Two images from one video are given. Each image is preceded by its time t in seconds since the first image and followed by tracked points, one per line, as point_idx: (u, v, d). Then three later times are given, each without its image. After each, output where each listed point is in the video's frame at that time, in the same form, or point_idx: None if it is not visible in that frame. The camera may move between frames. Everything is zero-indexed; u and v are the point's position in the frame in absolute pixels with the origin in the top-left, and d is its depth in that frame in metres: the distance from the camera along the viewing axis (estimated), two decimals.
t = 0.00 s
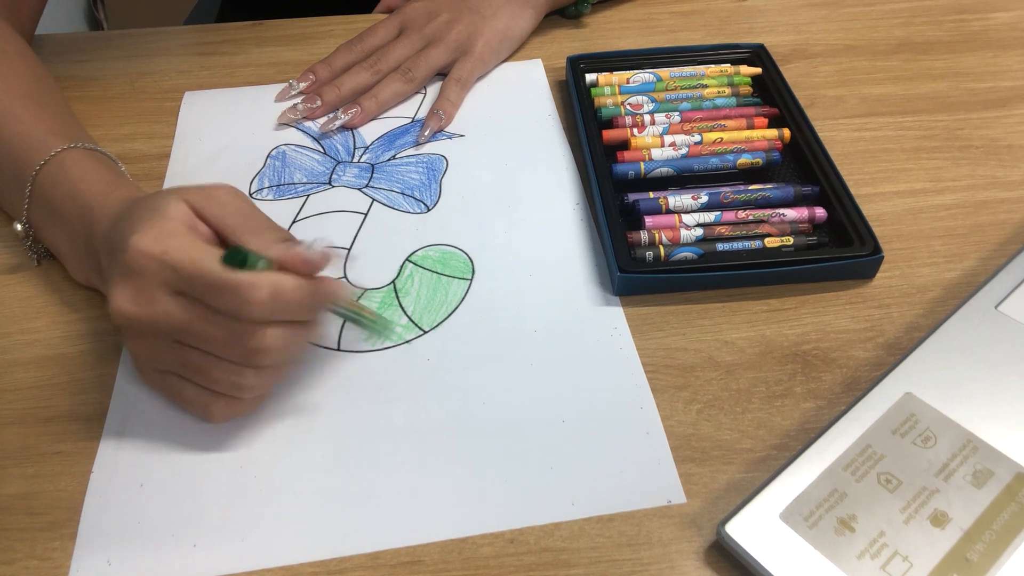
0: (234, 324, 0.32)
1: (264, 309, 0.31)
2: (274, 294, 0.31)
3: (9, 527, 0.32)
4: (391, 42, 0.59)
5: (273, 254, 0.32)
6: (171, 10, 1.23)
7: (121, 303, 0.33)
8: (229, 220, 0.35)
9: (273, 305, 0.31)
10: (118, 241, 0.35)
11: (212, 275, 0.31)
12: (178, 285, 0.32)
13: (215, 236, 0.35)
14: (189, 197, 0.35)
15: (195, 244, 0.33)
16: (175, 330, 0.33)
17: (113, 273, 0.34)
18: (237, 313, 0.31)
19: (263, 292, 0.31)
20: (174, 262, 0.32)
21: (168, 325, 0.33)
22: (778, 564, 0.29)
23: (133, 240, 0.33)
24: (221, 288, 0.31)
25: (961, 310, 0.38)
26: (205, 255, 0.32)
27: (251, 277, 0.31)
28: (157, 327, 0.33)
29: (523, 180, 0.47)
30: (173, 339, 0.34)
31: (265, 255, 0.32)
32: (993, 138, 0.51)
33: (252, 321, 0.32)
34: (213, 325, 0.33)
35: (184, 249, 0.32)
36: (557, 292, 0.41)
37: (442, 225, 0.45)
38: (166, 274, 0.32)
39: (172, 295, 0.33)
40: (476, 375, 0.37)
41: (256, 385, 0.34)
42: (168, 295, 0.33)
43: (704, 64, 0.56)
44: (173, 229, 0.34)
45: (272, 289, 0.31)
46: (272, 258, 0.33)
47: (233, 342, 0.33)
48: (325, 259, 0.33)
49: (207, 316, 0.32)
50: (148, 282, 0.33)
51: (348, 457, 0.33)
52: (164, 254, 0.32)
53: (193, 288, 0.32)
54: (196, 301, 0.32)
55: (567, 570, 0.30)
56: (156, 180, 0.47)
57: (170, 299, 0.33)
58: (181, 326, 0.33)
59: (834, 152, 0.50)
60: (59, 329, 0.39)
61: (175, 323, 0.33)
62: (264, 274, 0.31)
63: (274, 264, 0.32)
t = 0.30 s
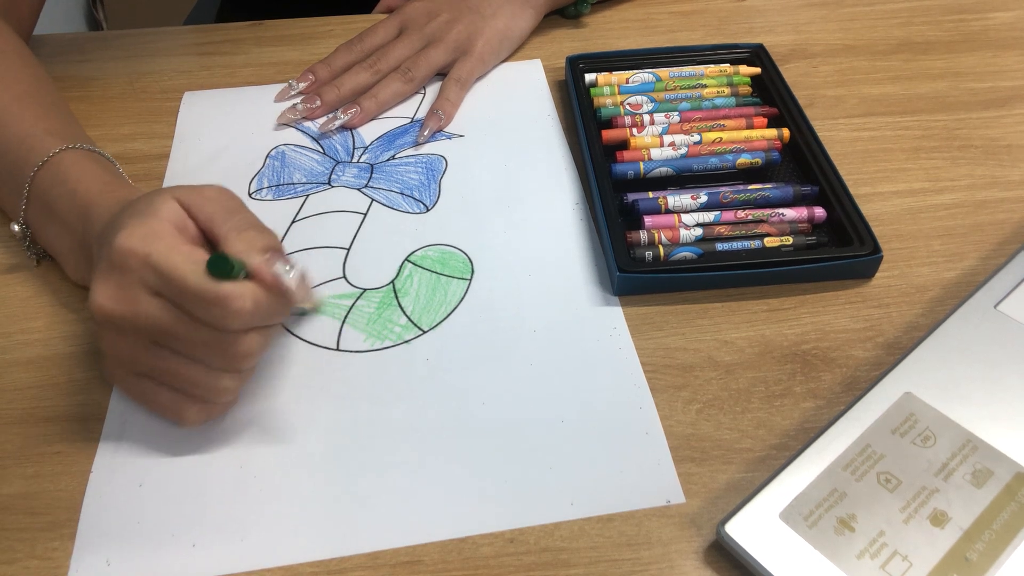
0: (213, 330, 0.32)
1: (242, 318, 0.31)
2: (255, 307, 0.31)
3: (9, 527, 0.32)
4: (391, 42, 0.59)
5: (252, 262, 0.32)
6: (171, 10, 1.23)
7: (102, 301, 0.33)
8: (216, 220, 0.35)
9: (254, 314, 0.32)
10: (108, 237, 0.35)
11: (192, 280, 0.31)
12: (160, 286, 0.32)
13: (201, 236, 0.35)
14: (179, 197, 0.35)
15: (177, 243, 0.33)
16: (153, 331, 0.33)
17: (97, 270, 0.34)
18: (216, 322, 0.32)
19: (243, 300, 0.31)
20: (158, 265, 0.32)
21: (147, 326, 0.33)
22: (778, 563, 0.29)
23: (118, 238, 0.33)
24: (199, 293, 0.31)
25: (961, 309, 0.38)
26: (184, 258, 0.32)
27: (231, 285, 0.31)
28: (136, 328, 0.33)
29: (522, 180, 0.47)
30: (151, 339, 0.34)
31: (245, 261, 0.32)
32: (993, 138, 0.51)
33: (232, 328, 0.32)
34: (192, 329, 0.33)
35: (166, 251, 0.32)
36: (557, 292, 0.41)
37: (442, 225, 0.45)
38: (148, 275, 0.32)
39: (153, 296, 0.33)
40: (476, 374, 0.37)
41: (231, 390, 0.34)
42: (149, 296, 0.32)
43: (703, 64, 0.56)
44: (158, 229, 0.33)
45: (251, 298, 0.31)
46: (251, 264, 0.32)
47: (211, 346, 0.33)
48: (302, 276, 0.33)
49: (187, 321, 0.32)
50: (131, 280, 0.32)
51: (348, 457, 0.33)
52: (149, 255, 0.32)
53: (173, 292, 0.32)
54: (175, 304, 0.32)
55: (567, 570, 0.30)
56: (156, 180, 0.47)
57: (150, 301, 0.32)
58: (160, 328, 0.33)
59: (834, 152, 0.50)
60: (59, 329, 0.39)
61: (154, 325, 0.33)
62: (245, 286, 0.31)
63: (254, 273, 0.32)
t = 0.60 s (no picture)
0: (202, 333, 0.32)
1: (228, 322, 0.31)
2: (242, 310, 0.31)
3: (9, 527, 0.32)
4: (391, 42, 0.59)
5: (243, 265, 0.31)
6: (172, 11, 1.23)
7: (93, 298, 0.33)
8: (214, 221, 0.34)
9: (240, 320, 0.31)
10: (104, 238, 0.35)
11: (182, 281, 0.31)
12: (151, 287, 0.32)
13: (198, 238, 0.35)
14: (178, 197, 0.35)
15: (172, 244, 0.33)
16: (143, 332, 0.33)
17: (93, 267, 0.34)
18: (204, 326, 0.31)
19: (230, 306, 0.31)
20: (150, 265, 0.31)
21: (137, 326, 0.33)
22: (778, 563, 0.29)
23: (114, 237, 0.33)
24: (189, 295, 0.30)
25: (960, 309, 0.38)
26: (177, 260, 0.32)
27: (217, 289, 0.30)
28: (126, 327, 0.33)
29: (522, 179, 0.47)
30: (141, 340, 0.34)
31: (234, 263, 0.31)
32: (993, 138, 0.51)
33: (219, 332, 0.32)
34: (180, 330, 0.32)
35: (160, 253, 0.32)
36: (557, 292, 0.41)
37: (442, 225, 0.45)
38: (142, 275, 0.32)
39: (145, 297, 0.32)
40: (476, 374, 0.37)
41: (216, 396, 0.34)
42: (141, 297, 0.32)
43: (703, 64, 0.56)
44: (155, 230, 0.33)
45: (237, 303, 0.31)
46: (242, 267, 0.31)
47: (199, 350, 0.33)
48: (292, 283, 0.31)
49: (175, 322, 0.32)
50: (125, 280, 0.32)
51: (348, 457, 0.33)
52: (142, 256, 0.32)
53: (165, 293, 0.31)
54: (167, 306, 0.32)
55: (567, 570, 0.30)
56: (156, 180, 0.47)
57: (141, 300, 0.32)
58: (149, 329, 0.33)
59: (834, 152, 0.50)
60: (59, 329, 0.39)
61: (143, 324, 0.33)
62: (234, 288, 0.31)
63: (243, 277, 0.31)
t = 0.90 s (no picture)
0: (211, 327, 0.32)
1: (237, 312, 0.31)
2: (250, 299, 0.31)
3: (9, 527, 0.32)
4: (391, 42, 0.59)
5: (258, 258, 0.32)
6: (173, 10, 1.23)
7: (102, 293, 0.32)
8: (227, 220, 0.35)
9: (251, 311, 0.31)
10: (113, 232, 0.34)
11: (194, 272, 0.30)
12: (161, 279, 0.31)
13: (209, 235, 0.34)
14: (191, 196, 0.35)
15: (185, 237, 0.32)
16: (151, 325, 0.32)
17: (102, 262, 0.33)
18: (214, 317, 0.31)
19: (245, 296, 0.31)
20: (161, 255, 0.31)
21: (146, 320, 0.32)
22: (778, 563, 0.29)
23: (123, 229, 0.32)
24: (200, 286, 0.30)
25: (960, 309, 0.38)
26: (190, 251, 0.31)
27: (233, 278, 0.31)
28: (134, 323, 0.32)
29: (522, 179, 0.47)
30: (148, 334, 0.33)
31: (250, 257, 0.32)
32: (993, 138, 0.51)
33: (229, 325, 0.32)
34: (189, 323, 0.32)
35: (173, 242, 0.31)
36: (557, 292, 0.41)
37: (442, 225, 0.45)
38: (152, 268, 0.31)
39: (154, 290, 0.32)
40: (476, 375, 0.37)
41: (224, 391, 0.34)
42: (150, 290, 0.32)
43: (703, 64, 0.56)
44: (165, 223, 0.33)
45: (249, 293, 0.31)
46: (254, 260, 0.32)
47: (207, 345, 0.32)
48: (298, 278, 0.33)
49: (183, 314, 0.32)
50: (134, 272, 0.32)
51: (348, 457, 0.33)
52: (153, 245, 0.31)
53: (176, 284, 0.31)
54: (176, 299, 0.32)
55: (567, 570, 0.30)
56: (156, 180, 0.47)
57: (151, 293, 0.32)
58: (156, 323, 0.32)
59: (834, 152, 0.50)
60: (59, 329, 0.39)
61: (153, 318, 0.32)
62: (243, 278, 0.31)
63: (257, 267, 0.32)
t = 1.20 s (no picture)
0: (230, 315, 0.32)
1: (257, 297, 0.31)
2: (272, 284, 0.31)
3: (9, 527, 0.32)
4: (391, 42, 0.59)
5: (280, 249, 0.32)
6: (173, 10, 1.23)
7: (118, 289, 0.33)
8: (242, 219, 0.35)
9: (269, 297, 0.31)
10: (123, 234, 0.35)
11: (211, 259, 0.31)
12: (178, 270, 0.32)
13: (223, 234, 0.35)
14: (203, 196, 0.35)
15: (202, 233, 0.33)
16: (167, 318, 0.33)
17: (117, 261, 0.34)
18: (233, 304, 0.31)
19: (261, 281, 0.31)
20: (176, 247, 0.32)
21: (162, 312, 0.33)
22: (778, 564, 0.29)
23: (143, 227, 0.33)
24: (217, 273, 0.31)
25: (960, 310, 0.38)
26: (206, 243, 0.32)
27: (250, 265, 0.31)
28: (148, 316, 0.33)
29: (522, 179, 0.47)
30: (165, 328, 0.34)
31: (272, 249, 0.32)
32: (993, 138, 0.51)
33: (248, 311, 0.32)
34: (208, 314, 0.32)
35: (188, 236, 0.32)
36: (558, 292, 0.41)
37: (442, 225, 0.45)
38: (168, 260, 0.32)
39: (172, 283, 0.32)
40: (476, 375, 0.37)
41: (242, 384, 0.34)
42: (167, 283, 0.32)
43: (703, 64, 0.56)
44: (182, 220, 0.33)
45: (269, 279, 0.31)
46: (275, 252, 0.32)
47: (221, 337, 0.32)
48: (325, 260, 0.32)
49: (203, 306, 0.32)
50: (149, 265, 0.32)
51: (348, 457, 0.33)
52: (168, 240, 0.32)
53: (191, 273, 0.31)
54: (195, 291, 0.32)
55: (568, 570, 0.30)
56: (156, 180, 0.47)
57: (168, 285, 0.32)
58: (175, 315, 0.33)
59: (834, 152, 0.50)
60: (58, 329, 0.39)
61: (168, 311, 0.33)
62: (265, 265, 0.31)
63: (278, 258, 0.32)
